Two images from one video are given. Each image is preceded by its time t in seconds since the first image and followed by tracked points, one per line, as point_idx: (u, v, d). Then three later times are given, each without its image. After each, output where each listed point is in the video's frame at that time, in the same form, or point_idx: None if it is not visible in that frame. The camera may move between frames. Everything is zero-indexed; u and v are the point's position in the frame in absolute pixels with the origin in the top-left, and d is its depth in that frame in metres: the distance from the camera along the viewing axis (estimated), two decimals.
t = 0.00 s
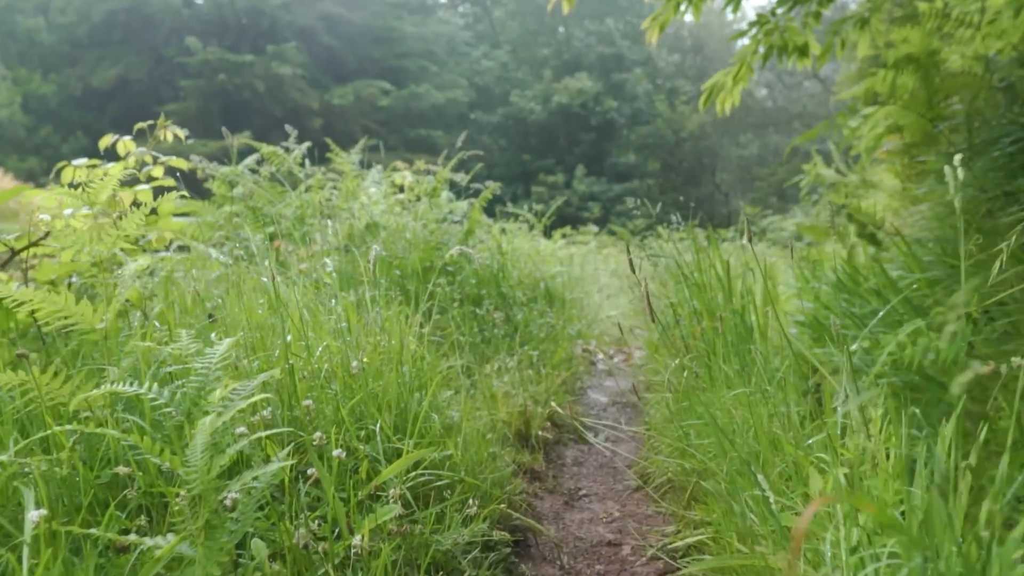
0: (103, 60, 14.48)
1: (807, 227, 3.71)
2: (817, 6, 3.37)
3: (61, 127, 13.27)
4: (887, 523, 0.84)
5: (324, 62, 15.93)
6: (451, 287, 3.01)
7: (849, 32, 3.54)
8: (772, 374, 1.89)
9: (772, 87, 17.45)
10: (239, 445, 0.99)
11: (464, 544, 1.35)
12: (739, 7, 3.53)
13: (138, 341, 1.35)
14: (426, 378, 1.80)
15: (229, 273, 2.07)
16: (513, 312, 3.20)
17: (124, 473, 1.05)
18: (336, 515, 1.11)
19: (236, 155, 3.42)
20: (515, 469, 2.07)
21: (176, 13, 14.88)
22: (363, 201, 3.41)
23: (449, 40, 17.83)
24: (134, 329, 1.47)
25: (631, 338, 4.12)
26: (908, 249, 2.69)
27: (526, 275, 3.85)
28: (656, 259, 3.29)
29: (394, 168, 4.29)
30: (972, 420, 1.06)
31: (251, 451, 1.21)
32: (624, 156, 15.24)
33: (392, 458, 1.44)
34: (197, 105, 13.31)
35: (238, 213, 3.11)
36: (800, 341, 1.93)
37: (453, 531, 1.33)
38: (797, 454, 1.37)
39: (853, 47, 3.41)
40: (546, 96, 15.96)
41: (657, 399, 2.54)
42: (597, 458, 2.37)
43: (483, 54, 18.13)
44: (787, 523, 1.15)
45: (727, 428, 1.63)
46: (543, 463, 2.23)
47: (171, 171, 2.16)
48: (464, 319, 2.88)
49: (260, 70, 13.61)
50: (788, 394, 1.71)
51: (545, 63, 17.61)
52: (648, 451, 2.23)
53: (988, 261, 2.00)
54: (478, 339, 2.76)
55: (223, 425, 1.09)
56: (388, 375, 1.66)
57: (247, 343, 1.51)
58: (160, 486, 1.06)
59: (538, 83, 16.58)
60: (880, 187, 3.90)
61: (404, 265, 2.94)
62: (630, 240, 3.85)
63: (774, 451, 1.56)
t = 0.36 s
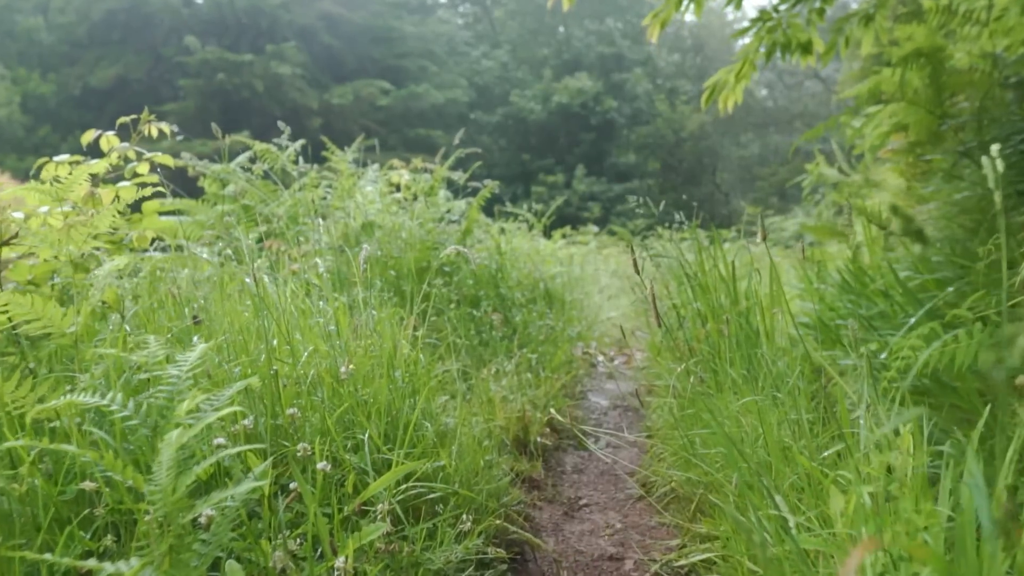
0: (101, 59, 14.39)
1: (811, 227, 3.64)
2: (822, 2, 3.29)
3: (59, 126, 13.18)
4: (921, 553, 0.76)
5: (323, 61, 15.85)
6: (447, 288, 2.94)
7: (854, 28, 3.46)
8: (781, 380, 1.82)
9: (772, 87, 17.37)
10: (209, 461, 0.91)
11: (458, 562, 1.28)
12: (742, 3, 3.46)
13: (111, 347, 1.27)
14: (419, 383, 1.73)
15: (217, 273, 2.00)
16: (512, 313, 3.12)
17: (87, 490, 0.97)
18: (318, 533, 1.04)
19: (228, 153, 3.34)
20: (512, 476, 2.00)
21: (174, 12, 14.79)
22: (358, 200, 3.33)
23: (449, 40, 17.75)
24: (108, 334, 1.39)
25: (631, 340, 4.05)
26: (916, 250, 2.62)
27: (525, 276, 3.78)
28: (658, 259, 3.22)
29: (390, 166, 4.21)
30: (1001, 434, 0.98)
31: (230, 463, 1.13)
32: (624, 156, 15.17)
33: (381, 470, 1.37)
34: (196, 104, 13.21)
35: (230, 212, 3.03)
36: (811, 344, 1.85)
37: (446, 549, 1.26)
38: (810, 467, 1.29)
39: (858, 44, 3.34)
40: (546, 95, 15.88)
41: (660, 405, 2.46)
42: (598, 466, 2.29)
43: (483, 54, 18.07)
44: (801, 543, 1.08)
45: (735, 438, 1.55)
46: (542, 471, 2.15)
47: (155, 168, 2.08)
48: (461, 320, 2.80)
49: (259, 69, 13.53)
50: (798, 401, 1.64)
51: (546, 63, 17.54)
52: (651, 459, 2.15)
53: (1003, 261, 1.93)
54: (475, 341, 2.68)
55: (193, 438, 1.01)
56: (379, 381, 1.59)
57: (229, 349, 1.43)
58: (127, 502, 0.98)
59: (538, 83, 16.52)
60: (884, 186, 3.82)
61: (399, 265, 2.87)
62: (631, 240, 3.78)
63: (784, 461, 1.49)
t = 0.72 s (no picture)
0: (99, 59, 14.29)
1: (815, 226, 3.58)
2: None
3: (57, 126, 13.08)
4: None
5: (322, 61, 15.77)
6: (443, 289, 2.87)
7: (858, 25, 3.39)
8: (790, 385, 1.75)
9: (772, 87, 17.30)
10: (171, 481, 0.85)
11: None
12: None
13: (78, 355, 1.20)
14: (412, 389, 1.66)
15: (203, 274, 1.92)
16: (510, 314, 3.05)
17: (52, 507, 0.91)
18: (296, 553, 0.98)
19: (220, 151, 3.26)
20: (509, 485, 1.92)
21: (172, 11, 14.70)
22: (353, 199, 3.26)
23: (448, 39, 17.65)
24: (79, 340, 1.32)
25: (632, 341, 3.98)
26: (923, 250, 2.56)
27: (524, 276, 3.71)
28: (659, 259, 3.15)
29: (386, 165, 4.13)
30: None
31: (207, 478, 1.07)
32: (624, 156, 15.10)
33: (369, 482, 1.30)
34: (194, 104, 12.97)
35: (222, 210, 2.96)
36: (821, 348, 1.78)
37: (436, 569, 1.19)
38: (825, 480, 1.22)
39: (862, 40, 3.27)
40: (547, 95, 15.81)
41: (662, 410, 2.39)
42: (598, 473, 2.21)
43: (483, 53, 18.00)
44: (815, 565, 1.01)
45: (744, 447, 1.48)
46: (541, 479, 2.07)
47: (139, 164, 2.00)
48: (458, 322, 2.73)
49: (258, 69, 13.45)
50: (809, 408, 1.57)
51: (546, 62, 17.47)
52: (653, 466, 2.07)
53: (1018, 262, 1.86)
54: (472, 344, 2.61)
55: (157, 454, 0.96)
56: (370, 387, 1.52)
57: (210, 354, 1.36)
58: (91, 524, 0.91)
59: (537, 83, 16.45)
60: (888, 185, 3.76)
61: (395, 265, 2.80)
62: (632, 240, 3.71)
63: (796, 472, 1.42)
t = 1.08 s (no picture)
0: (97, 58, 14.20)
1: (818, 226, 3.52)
2: None
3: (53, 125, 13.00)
4: None
5: (321, 60, 15.68)
6: (439, 290, 2.80)
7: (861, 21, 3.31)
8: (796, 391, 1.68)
9: (773, 86, 17.22)
10: (125, 509, 0.81)
11: None
12: None
13: (43, 366, 1.14)
14: (404, 395, 1.59)
15: (188, 275, 1.85)
16: (508, 316, 2.98)
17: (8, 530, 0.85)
18: None
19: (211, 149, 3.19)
20: (505, 494, 1.85)
21: (170, 10, 14.61)
22: (347, 198, 3.19)
23: (447, 38, 17.55)
24: (46, 350, 1.26)
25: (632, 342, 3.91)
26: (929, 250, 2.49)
27: (523, 277, 3.64)
28: (661, 259, 3.08)
29: (382, 163, 4.05)
30: None
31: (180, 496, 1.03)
32: (624, 155, 15.04)
33: (357, 496, 1.24)
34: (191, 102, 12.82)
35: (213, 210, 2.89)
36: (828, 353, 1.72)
37: None
38: (838, 494, 1.16)
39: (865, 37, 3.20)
40: (546, 94, 15.73)
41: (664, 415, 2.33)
42: (599, 480, 2.14)
43: (483, 52, 17.92)
44: None
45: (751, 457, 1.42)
46: (539, 486, 2.00)
47: (120, 162, 1.92)
48: (454, 324, 2.66)
49: (256, 68, 13.37)
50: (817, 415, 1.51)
51: (545, 61, 17.40)
52: (656, 474, 2.00)
53: None
54: (468, 346, 2.54)
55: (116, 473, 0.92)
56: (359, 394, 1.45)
57: (187, 363, 1.29)
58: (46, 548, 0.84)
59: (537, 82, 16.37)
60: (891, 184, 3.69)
61: (389, 266, 2.73)
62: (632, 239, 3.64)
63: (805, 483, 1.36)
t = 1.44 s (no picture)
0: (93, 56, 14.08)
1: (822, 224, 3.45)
2: None
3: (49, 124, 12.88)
4: None
5: (319, 58, 15.57)
6: (436, 291, 2.73)
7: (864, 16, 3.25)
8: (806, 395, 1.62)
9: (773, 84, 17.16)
10: (73, 542, 0.73)
11: None
12: None
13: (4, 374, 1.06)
14: (396, 402, 1.52)
15: (173, 276, 1.78)
16: (506, 317, 2.92)
17: None
18: None
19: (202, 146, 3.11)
20: (502, 503, 1.79)
21: (167, 8, 14.49)
22: (341, 197, 3.12)
23: (446, 36, 17.45)
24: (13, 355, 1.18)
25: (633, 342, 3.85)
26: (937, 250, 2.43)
27: (521, 277, 3.57)
28: (662, 259, 3.01)
29: (378, 160, 3.98)
30: None
31: (151, 512, 0.97)
32: (624, 154, 14.97)
33: (344, 511, 1.18)
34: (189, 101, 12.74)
35: (203, 208, 2.82)
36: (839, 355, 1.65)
37: None
38: (854, 508, 1.10)
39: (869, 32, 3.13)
40: (546, 92, 15.65)
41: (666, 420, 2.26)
42: (599, 487, 2.07)
43: (482, 50, 17.84)
44: None
45: (760, 467, 1.35)
46: (538, 495, 1.93)
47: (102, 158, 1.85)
48: (451, 326, 2.59)
49: (254, 66, 13.28)
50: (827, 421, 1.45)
51: (544, 60, 17.32)
52: (658, 481, 1.93)
53: None
54: (465, 349, 2.47)
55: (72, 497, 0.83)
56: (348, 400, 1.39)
57: (163, 369, 1.22)
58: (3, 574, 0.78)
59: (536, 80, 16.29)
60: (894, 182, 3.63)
61: (384, 266, 2.66)
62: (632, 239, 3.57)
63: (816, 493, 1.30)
